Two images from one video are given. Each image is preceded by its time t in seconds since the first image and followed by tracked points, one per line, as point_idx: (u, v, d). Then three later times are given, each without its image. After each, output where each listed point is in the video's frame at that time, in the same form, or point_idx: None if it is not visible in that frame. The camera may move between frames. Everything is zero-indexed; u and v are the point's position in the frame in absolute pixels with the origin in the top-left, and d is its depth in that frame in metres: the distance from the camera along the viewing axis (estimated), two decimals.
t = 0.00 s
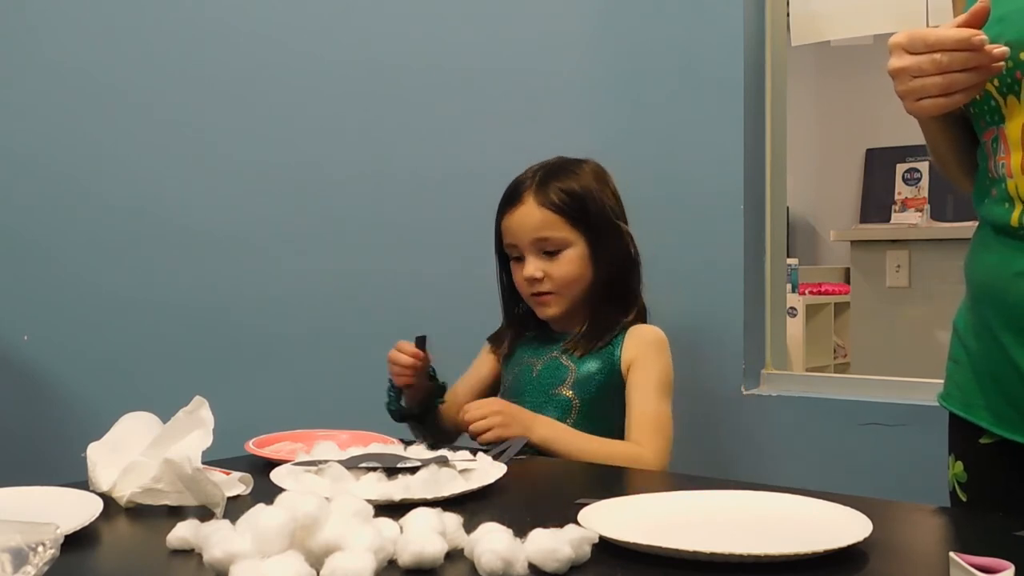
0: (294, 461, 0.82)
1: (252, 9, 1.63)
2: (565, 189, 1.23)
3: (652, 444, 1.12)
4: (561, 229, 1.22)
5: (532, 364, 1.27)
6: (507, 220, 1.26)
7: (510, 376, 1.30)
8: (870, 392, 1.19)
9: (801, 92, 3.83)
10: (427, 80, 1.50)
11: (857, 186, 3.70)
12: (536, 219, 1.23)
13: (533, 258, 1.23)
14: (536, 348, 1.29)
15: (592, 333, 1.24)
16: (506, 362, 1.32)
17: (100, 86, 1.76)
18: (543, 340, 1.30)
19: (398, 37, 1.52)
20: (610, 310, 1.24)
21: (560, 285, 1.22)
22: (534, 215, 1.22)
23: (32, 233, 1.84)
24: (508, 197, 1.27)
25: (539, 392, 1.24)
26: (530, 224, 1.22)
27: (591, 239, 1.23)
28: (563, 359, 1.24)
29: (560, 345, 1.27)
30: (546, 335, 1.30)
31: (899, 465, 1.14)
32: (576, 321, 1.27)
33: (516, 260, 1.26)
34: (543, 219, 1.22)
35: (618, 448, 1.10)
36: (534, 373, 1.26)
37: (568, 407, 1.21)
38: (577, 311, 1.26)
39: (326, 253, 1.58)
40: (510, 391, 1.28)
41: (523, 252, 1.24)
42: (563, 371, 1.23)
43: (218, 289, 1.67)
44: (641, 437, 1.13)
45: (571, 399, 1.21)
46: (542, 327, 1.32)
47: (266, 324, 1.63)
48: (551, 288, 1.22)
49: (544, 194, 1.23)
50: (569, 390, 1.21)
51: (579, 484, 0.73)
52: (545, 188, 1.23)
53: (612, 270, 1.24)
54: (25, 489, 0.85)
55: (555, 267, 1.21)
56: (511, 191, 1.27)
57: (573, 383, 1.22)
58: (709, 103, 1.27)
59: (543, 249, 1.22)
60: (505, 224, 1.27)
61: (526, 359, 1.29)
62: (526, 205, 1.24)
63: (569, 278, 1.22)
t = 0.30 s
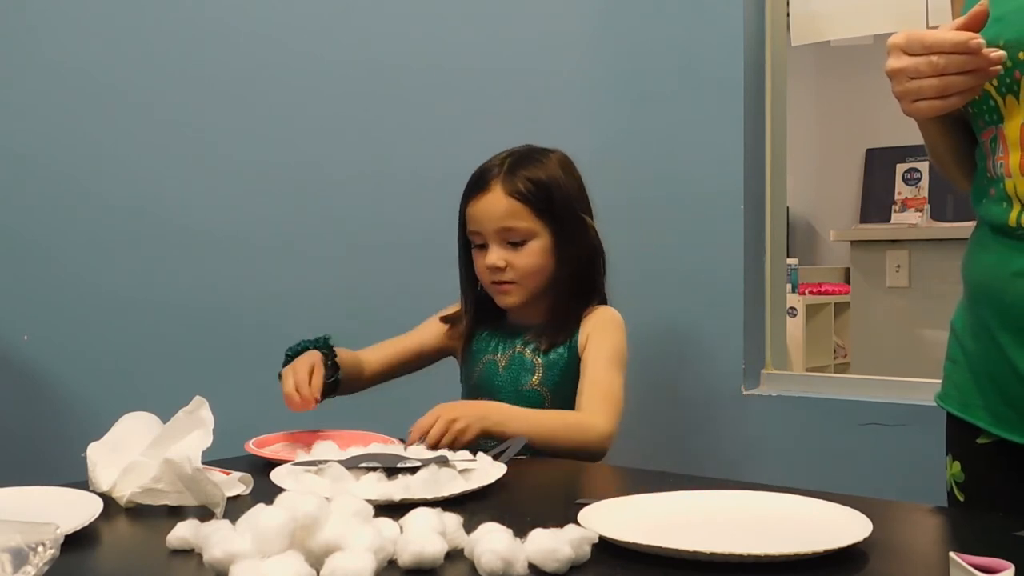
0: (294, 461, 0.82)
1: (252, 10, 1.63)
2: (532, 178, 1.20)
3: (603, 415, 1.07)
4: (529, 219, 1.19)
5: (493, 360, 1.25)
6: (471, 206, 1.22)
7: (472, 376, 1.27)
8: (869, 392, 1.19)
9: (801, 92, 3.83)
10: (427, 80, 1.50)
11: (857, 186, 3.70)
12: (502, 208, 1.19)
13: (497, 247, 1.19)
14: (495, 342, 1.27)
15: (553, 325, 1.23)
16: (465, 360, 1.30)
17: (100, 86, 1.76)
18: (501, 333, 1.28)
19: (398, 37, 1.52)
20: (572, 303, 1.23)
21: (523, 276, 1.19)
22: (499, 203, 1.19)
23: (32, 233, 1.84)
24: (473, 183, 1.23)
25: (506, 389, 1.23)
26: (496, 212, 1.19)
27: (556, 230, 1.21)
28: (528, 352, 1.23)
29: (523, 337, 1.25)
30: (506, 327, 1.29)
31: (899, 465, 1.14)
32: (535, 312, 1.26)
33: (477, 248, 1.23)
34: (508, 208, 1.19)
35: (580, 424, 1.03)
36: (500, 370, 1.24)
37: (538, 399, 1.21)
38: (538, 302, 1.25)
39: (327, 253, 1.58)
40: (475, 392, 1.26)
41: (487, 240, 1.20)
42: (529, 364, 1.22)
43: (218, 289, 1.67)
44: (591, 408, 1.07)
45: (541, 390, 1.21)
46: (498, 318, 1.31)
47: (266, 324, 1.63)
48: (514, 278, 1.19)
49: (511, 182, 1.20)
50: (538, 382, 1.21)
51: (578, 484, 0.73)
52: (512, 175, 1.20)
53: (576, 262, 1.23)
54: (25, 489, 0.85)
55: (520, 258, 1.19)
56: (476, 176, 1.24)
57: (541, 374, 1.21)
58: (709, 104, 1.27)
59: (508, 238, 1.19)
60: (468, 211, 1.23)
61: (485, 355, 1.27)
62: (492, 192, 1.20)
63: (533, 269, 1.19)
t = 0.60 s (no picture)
0: (294, 460, 0.82)
1: (252, 10, 1.63)
2: (502, 176, 1.23)
3: (580, 406, 1.10)
4: (499, 216, 1.21)
5: (471, 361, 1.26)
6: (441, 204, 1.23)
7: (449, 378, 1.28)
8: (869, 392, 1.19)
9: (801, 93, 3.82)
10: (427, 80, 1.50)
11: (857, 186, 3.70)
12: (472, 205, 1.21)
13: (468, 244, 1.21)
14: (470, 343, 1.28)
15: (523, 322, 1.25)
16: (442, 362, 1.30)
17: (100, 86, 1.76)
18: (474, 331, 1.29)
19: (398, 37, 1.52)
20: (541, 299, 1.26)
21: (494, 273, 1.21)
22: (470, 201, 1.21)
23: (32, 233, 1.84)
24: (442, 182, 1.25)
25: (486, 389, 1.23)
26: (467, 210, 1.20)
27: (526, 227, 1.24)
28: (504, 351, 1.25)
29: (496, 335, 1.27)
30: (479, 325, 1.30)
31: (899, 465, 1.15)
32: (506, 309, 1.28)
33: (447, 247, 1.24)
34: (478, 206, 1.20)
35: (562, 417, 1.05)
36: (479, 372, 1.24)
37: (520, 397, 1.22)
38: (507, 299, 1.27)
39: (327, 253, 1.58)
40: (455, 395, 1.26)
41: (457, 238, 1.22)
42: (509, 364, 1.23)
43: (218, 289, 1.67)
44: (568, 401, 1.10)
45: (523, 389, 1.22)
46: (468, 316, 1.32)
47: (266, 324, 1.63)
48: (486, 275, 1.21)
49: (481, 180, 1.22)
50: (520, 381, 1.22)
51: (578, 484, 0.73)
52: (482, 174, 1.22)
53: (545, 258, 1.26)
54: (26, 490, 0.85)
55: (491, 255, 1.21)
56: (446, 175, 1.25)
57: (522, 373, 1.22)
58: (709, 103, 1.27)
59: (478, 236, 1.21)
60: (438, 209, 1.24)
61: (462, 356, 1.27)
62: (462, 190, 1.22)
63: (503, 266, 1.21)
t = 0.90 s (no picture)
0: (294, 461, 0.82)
1: (252, 9, 1.63)
2: (494, 177, 1.23)
3: (577, 406, 1.11)
4: (491, 217, 1.21)
5: (464, 363, 1.26)
6: (433, 206, 1.24)
7: (442, 381, 1.28)
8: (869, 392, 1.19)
9: (801, 93, 3.81)
10: (427, 80, 1.50)
11: (857, 186, 3.70)
12: (464, 206, 1.21)
13: (460, 246, 1.21)
14: (464, 345, 1.28)
15: (517, 325, 1.25)
16: (434, 365, 1.30)
17: (100, 86, 1.76)
18: (467, 334, 1.30)
19: (399, 37, 1.52)
20: (535, 301, 1.26)
21: (486, 275, 1.21)
22: (461, 203, 1.21)
23: (32, 233, 1.84)
24: (434, 184, 1.25)
25: (480, 391, 1.24)
26: (458, 211, 1.21)
27: (518, 228, 1.24)
28: (499, 353, 1.25)
29: (490, 338, 1.27)
30: (471, 327, 1.30)
31: (899, 465, 1.15)
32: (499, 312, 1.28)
33: (439, 249, 1.24)
34: (470, 207, 1.21)
35: (561, 417, 1.06)
36: (473, 374, 1.25)
37: (515, 399, 1.22)
38: (500, 302, 1.27)
39: (327, 253, 1.58)
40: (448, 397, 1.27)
41: (449, 239, 1.22)
42: (505, 367, 1.24)
43: (218, 289, 1.67)
44: (565, 401, 1.11)
45: (517, 392, 1.22)
46: (461, 319, 1.32)
47: (267, 325, 1.63)
48: (478, 277, 1.21)
49: (473, 181, 1.22)
50: (514, 384, 1.22)
51: (578, 484, 0.73)
52: (474, 175, 1.23)
53: (537, 260, 1.26)
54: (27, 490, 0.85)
55: (483, 256, 1.21)
56: (438, 177, 1.26)
57: (517, 375, 1.23)
58: (709, 104, 1.27)
59: (471, 237, 1.21)
60: (429, 211, 1.24)
61: (455, 359, 1.28)
62: (454, 192, 1.22)
63: (495, 268, 1.21)
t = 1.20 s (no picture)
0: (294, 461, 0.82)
1: (252, 9, 1.63)
2: (495, 179, 1.23)
3: (579, 410, 1.11)
4: (492, 219, 1.21)
5: (465, 365, 1.27)
6: (434, 208, 1.24)
7: (442, 382, 1.28)
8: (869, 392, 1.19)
9: (801, 92, 3.82)
10: (427, 80, 1.50)
11: (857, 186, 3.70)
12: (465, 208, 1.21)
13: (461, 248, 1.21)
14: (464, 347, 1.29)
15: (518, 327, 1.25)
16: (434, 367, 1.31)
17: (100, 86, 1.76)
18: (468, 335, 1.30)
19: (399, 37, 1.52)
20: (536, 303, 1.26)
21: (487, 277, 1.21)
22: (462, 205, 1.21)
23: (32, 233, 1.84)
24: (435, 186, 1.25)
25: (480, 394, 1.24)
26: (460, 213, 1.21)
27: (519, 230, 1.24)
28: (500, 356, 1.25)
29: (491, 341, 1.27)
30: (472, 330, 1.30)
31: (899, 465, 1.15)
32: (501, 315, 1.28)
33: (440, 251, 1.24)
34: (471, 209, 1.21)
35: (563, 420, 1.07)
36: (474, 376, 1.25)
37: (515, 402, 1.22)
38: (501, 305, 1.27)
39: (326, 253, 1.58)
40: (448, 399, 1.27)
41: (450, 241, 1.22)
42: (506, 370, 1.24)
43: (218, 289, 1.67)
44: (566, 405, 1.11)
45: (518, 394, 1.23)
46: (462, 320, 1.32)
47: (267, 324, 1.64)
48: (479, 279, 1.21)
49: (474, 183, 1.22)
50: (515, 386, 1.23)
51: (577, 484, 0.73)
52: (475, 177, 1.23)
53: (539, 262, 1.26)
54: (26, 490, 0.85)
55: (484, 259, 1.21)
56: (439, 179, 1.26)
57: (518, 378, 1.23)
58: (709, 104, 1.27)
59: (472, 239, 1.21)
60: (431, 213, 1.24)
61: (455, 360, 1.28)
62: (455, 194, 1.22)
63: (496, 270, 1.21)
